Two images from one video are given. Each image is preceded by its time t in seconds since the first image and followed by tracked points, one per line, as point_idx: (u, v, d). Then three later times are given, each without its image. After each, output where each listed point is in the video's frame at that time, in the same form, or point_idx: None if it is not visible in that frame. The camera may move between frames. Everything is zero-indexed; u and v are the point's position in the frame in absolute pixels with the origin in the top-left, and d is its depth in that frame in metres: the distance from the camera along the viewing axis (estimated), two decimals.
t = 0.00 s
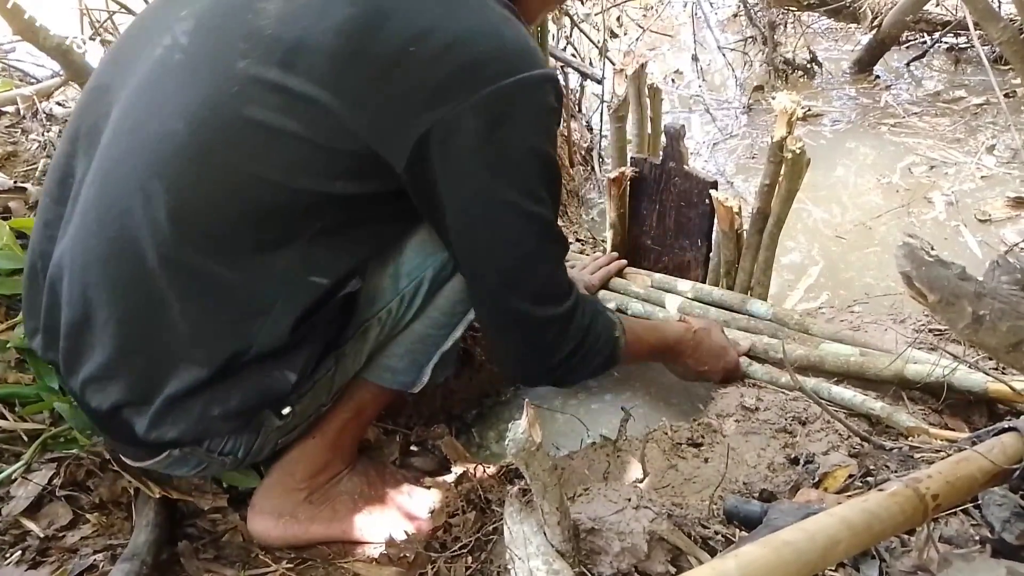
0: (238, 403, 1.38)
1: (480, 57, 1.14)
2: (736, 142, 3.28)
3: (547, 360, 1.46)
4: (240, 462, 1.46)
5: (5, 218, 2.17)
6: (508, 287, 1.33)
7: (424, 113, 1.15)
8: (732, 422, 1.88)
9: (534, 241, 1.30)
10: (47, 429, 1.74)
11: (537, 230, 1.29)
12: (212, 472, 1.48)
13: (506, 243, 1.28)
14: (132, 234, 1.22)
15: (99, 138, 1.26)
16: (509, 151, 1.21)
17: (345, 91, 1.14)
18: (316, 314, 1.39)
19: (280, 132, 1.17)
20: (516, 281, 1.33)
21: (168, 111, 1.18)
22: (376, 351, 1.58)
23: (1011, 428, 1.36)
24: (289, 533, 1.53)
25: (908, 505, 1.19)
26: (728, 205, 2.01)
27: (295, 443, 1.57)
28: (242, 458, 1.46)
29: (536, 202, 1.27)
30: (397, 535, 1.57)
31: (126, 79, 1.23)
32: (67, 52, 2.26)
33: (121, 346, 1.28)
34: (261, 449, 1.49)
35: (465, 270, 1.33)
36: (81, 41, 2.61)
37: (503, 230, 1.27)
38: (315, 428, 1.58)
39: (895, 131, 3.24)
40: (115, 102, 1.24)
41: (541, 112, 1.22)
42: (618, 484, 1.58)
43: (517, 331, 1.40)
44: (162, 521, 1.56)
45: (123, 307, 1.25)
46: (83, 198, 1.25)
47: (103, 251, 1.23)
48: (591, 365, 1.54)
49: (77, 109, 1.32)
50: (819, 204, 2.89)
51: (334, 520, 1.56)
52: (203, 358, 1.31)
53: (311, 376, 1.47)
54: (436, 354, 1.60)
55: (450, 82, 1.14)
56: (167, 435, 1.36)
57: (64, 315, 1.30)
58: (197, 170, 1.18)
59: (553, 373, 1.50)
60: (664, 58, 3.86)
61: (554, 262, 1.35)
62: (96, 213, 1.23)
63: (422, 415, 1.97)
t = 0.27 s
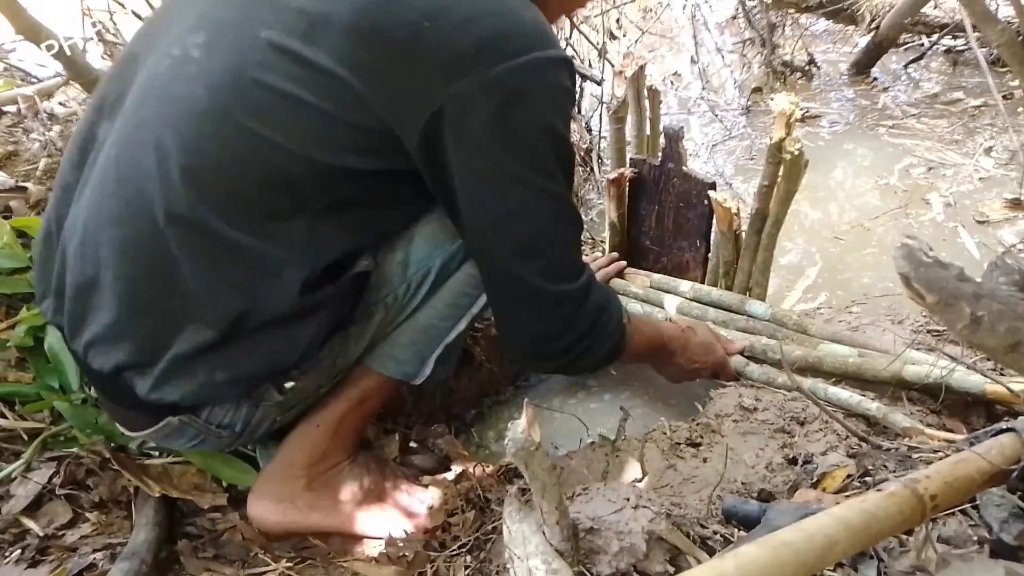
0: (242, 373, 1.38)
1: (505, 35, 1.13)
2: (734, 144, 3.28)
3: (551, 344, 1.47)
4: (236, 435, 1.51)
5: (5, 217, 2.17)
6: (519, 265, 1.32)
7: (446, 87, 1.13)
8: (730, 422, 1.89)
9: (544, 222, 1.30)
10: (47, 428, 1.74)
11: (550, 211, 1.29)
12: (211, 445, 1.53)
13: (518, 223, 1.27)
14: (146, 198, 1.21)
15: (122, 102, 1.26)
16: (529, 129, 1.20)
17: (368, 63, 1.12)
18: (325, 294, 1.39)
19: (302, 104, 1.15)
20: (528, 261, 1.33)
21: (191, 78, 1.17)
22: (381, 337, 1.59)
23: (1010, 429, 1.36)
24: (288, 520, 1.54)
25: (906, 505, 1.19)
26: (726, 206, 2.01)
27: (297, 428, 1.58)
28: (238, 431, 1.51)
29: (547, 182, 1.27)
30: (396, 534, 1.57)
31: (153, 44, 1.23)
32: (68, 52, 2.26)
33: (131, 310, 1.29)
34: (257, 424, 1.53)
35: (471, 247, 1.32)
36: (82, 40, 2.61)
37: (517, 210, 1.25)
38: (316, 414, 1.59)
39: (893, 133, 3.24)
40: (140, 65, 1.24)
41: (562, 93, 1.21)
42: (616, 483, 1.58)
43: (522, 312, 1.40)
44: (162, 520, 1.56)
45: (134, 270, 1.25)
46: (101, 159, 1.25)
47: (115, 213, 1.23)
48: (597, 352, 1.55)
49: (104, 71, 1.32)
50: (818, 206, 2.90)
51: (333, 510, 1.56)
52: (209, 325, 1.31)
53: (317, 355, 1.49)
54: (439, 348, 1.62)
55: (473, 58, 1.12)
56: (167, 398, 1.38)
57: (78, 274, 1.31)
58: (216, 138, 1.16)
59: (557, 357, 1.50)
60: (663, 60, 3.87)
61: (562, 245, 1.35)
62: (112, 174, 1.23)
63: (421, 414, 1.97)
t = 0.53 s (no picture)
0: (219, 410, 1.39)
1: (447, 63, 1.09)
2: (736, 143, 3.28)
3: (574, 373, 1.38)
4: (239, 465, 1.49)
5: (6, 217, 2.18)
6: (511, 305, 1.26)
7: (391, 125, 1.11)
8: (731, 422, 1.89)
9: (527, 256, 1.22)
10: (49, 428, 1.74)
11: (529, 244, 1.22)
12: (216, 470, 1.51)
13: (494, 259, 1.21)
14: (116, 247, 1.26)
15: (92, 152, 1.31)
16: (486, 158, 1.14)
17: (306, 104, 1.12)
18: (296, 326, 1.38)
19: (248, 145, 1.16)
20: (523, 297, 1.26)
21: (148, 128, 1.21)
22: (374, 354, 1.56)
23: (1011, 430, 1.36)
24: (288, 532, 1.54)
25: (906, 506, 1.19)
26: (726, 207, 2.01)
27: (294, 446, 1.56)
28: (242, 461, 1.49)
29: (524, 211, 1.20)
30: (396, 535, 1.58)
31: (117, 96, 1.28)
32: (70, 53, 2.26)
33: (110, 353, 1.35)
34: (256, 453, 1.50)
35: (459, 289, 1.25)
36: (83, 40, 2.61)
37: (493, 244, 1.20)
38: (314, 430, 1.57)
39: (894, 133, 3.24)
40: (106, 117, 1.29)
41: (520, 117, 1.15)
42: (617, 483, 1.58)
43: (533, 347, 1.32)
44: (164, 520, 1.56)
45: (109, 316, 1.31)
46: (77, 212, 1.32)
47: (93, 265, 1.30)
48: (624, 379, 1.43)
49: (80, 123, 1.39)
50: (819, 206, 2.90)
51: (331, 521, 1.57)
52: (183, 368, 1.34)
53: (298, 385, 1.48)
54: (434, 360, 1.56)
55: (416, 90, 1.09)
56: (150, 442, 1.41)
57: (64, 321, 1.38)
58: (172, 187, 1.20)
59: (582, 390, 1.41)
60: (664, 59, 3.87)
61: (555, 275, 1.26)
62: (87, 227, 1.29)
63: (422, 414, 1.97)
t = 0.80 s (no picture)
0: (260, 419, 1.39)
1: (522, 89, 1.13)
2: (735, 144, 3.28)
3: (649, 349, 1.47)
4: (252, 471, 1.47)
5: (6, 217, 2.18)
6: (587, 286, 1.34)
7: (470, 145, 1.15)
8: (731, 423, 1.89)
9: (607, 248, 1.31)
10: (48, 428, 1.74)
11: (607, 240, 1.30)
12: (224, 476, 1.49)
13: (566, 251, 1.28)
14: (160, 258, 1.21)
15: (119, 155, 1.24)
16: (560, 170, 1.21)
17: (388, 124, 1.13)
18: (344, 334, 1.40)
19: (318, 160, 1.16)
20: (600, 280, 1.35)
21: (199, 136, 1.16)
22: (390, 358, 1.57)
23: (1010, 430, 1.36)
24: (289, 531, 1.54)
25: (905, 506, 1.19)
26: (727, 207, 2.01)
27: (306, 448, 1.55)
28: (255, 467, 1.46)
29: (598, 213, 1.27)
30: (397, 535, 1.56)
31: (149, 97, 1.21)
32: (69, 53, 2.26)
33: (146, 364, 1.30)
34: (272, 457, 1.49)
35: (531, 276, 1.32)
36: (83, 40, 2.61)
37: (568, 238, 1.27)
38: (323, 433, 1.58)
39: (894, 133, 3.24)
40: (136, 118, 1.22)
41: (589, 130, 1.21)
42: (616, 483, 1.58)
43: (616, 318, 1.42)
44: (163, 520, 1.56)
45: (147, 327, 1.26)
46: (101, 217, 1.24)
47: (124, 274, 1.23)
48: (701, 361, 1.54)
49: (92, 119, 1.29)
50: (818, 206, 2.90)
51: (332, 520, 1.56)
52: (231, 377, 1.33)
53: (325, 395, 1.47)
54: (446, 363, 1.59)
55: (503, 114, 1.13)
56: (181, 450, 1.38)
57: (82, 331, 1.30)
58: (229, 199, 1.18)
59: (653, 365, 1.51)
60: (664, 60, 3.87)
61: (624, 269, 1.35)
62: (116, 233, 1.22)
63: (421, 414, 1.96)
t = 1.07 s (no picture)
0: (265, 403, 1.37)
1: (542, 77, 1.15)
2: (735, 144, 3.28)
3: (656, 352, 1.46)
4: (250, 457, 1.47)
5: (7, 217, 2.18)
6: (595, 279, 1.34)
7: (487, 129, 1.16)
8: (731, 423, 1.89)
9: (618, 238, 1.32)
10: (49, 427, 1.74)
11: (618, 230, 1.31)
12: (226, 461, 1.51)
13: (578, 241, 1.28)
14: (174, 233, 1.20)
15: (139, 130, 1.23)
16: (575, 159, 1.23)
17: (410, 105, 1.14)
18: (352, 323, 1.40)
19: (337, 142, 1.16)
20: (611, 273, 1.34)
21: (221, 112, 1.15)
22: (393, 356, 1.57)
23: (1010, 430, 1.36)
24: (289, 526, 1.54)
25: (904, 505, 1.19)
26: (727, 207, 2.03)
27: (307, 438, 1.56)
28: (252, 454, 1.47)
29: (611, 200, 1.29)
30: (396, 534, 1.58)
31: (173, 72, 1.20)
32: (70, 53, 2.26)
33: (157, 340, 1.29)
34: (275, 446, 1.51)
35: (539, 268, 1.32)
36: (83, 40, 2.61)
37: (581, 226, 1.27)
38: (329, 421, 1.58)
39: (894, 133, 3.24)
40: (159, 93, 1.21)
41: (604, 122, 1.24)
42: (616, 483, 1.58)
43: (626, 315, 1.40)
44: (164, 520, 1.56)
45: (160, 302, 1.25)
46: (117, 190, 1.23)
47: (137, 247, 1.22)
48: (709, 362, 1.52)
49: (114, 94, 1.28)
50: (819, 206, 2.90)
51: (333, 516, 1.56)
52: (241, 359, 1.32)
53: (327, 387, 1.46)
54: (448, 365, 1.59)
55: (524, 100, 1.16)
56: (185, 428, 1.36)
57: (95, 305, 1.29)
58: (247, 177, 1.17)
59: (659, 371, 1.49)
60: (664, 60, 3.87)
61: (634, 266, 1.36)
62: (131, 206, 1.21)
63: (422, 414, 1.96)
